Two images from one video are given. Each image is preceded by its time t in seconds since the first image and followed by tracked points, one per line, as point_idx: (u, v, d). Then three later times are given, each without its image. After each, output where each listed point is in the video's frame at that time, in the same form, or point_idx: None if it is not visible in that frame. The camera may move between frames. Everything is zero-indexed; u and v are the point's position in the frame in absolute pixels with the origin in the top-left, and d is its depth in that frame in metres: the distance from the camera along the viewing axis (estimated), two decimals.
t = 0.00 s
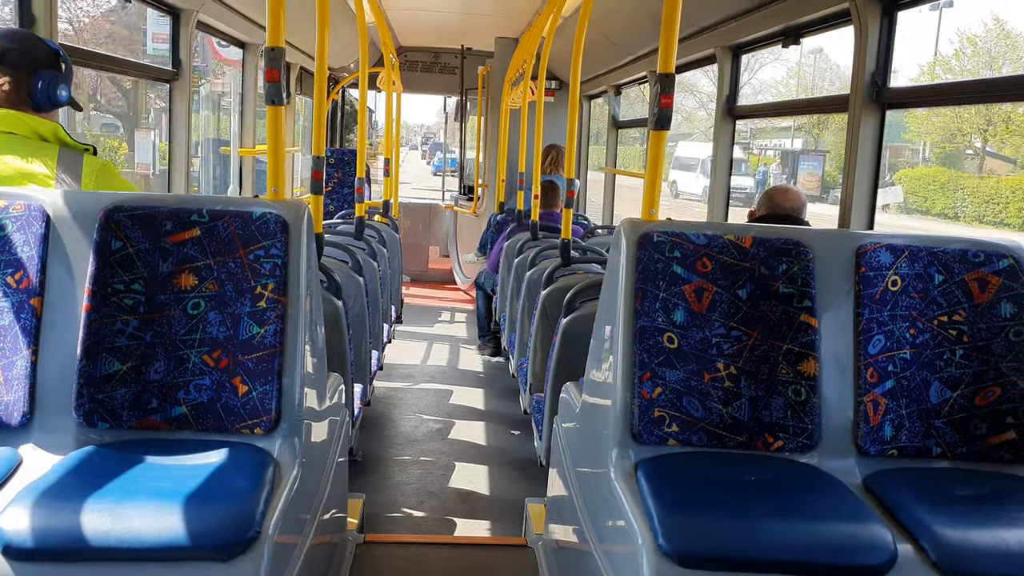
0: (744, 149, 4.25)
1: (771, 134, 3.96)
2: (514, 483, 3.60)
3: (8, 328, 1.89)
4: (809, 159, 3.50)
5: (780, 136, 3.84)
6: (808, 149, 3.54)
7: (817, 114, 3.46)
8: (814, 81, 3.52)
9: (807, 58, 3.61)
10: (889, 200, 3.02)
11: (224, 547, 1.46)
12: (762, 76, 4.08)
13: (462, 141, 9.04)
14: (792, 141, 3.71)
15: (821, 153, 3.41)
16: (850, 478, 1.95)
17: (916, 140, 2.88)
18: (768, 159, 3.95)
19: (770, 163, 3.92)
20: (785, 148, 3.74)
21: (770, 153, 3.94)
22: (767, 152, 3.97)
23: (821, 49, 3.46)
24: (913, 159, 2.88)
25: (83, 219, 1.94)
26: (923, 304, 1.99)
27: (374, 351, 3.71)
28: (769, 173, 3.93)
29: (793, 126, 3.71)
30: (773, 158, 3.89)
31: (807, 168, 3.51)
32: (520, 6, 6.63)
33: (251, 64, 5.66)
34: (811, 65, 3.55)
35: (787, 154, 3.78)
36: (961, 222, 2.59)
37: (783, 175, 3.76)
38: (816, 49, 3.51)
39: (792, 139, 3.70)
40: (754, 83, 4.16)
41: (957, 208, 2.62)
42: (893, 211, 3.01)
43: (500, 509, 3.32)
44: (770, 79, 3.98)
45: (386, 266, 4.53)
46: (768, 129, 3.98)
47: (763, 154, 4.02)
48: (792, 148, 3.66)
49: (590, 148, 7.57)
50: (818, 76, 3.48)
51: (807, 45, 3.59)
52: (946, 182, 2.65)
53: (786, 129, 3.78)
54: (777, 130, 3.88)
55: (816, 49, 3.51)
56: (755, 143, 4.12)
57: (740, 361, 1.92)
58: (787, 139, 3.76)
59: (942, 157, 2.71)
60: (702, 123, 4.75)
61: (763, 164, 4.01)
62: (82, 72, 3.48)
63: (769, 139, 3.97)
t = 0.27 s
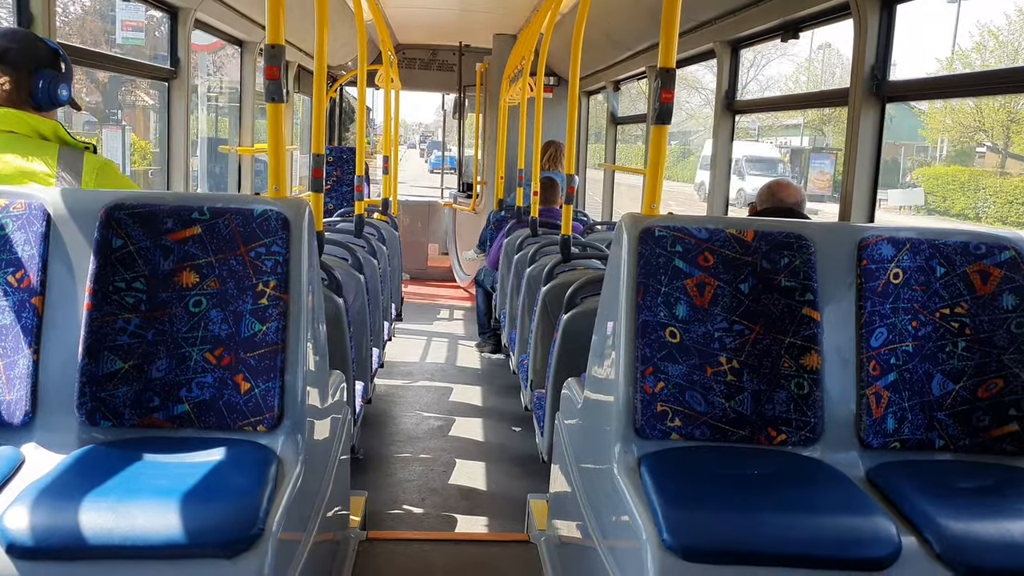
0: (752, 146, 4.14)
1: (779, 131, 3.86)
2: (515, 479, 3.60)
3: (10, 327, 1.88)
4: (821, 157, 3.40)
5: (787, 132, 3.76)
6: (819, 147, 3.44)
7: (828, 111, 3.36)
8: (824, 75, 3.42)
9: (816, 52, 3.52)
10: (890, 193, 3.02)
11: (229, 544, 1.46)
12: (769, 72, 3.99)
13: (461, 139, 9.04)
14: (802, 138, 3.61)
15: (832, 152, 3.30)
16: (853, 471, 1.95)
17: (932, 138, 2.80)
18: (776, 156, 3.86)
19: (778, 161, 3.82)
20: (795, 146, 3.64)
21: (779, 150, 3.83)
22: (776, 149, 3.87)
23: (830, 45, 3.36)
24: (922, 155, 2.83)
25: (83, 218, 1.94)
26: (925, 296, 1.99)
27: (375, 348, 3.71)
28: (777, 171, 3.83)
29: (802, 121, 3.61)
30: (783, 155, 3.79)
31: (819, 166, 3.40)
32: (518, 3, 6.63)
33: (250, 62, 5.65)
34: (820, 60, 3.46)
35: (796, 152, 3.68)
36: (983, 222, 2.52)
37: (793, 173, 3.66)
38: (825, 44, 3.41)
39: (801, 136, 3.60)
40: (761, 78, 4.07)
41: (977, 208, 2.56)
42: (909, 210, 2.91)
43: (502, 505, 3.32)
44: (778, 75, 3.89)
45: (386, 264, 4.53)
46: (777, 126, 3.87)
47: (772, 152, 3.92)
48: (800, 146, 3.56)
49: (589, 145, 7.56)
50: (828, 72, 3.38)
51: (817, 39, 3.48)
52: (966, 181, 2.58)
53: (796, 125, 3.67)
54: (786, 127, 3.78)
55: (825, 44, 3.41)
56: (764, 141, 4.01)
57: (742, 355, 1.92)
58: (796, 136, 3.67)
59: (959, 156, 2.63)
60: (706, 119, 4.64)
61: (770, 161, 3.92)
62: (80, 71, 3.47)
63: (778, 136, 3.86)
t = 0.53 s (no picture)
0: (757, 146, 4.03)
1: (786, 131, 3.76)
2: (513, 481, 3.60)
3: (7, 333, 1.88)
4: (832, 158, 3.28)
5: (794, 132, 3.67)
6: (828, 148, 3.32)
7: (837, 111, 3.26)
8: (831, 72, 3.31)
9: (822, 49, 3.41)
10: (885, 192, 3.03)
11: (227, 549, 1.46)
12: (775, 70, 3.89)
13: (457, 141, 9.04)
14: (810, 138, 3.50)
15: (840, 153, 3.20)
16: (851, 472, 1.95)
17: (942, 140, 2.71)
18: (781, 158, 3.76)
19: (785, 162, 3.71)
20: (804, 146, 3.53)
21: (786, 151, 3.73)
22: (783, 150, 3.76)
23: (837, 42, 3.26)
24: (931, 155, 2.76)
25: (80, 223, 1.94)
26: (922, 297, 1.99)
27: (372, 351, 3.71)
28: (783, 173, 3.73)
29: (810, 121, 3.51)
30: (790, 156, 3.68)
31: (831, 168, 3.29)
32: (513, 5, 6.64)
33: (245, 66, 5.65)
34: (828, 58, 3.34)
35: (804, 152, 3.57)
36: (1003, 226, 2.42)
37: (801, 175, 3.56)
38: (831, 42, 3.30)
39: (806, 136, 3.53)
40: (767, 77, 3.96)
41: (998, 211, 2.45)
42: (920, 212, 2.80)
43: (500, 508, 3.32)
44: (784, 73, 3.79)
45: (383, 267, 4.53)
46: (784, 127, 3.77)
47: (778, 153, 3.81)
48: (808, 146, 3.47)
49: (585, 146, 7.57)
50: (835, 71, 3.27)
51: (824, 35, 3.37)
52: (986, 183, 2.47)
53: (803, 125, 3.57)
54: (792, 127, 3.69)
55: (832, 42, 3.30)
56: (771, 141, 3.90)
57: (739, 357, 1.93)
58: (802, 137, 3.57)
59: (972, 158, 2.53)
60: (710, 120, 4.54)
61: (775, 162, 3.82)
62: (76, 76, 3.47)
63: (786, 136, 3.75)
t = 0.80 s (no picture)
0: (763, 146, 3.89)
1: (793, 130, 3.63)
2: (509, 482, 3.60)
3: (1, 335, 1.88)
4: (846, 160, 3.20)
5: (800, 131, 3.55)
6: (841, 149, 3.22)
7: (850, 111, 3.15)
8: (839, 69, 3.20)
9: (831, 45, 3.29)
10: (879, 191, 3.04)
11: (221, 551, 1.46)
12: (782, 68, 3.78)
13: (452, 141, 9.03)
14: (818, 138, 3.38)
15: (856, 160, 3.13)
16: (845, 472, 1.96)
17: (956, 139, 2.62)
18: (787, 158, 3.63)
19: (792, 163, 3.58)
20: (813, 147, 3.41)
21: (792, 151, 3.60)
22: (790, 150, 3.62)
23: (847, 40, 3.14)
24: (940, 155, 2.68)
25: (74, 225, 1.93)
26: (915, 297, 2.00)
27: (368, 352, 3.71)
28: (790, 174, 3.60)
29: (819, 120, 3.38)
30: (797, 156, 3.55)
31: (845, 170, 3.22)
32: (508, 5, 6.64)
33: (240, 66, 5.65)
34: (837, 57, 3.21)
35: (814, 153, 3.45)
36: None
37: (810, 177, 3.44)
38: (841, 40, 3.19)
39: (802, 136, 3.52)
40: (773, 75, 3.85)
41: (1021, 212, 2.33)
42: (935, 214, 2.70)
43: (495, 508, 3.32)
44: (791, 71, 3.67)
45: (378, 268, 4.53)
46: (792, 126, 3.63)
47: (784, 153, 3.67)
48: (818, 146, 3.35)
49: (580, 146, 7.57)
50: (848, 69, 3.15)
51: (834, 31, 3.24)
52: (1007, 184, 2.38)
53: (811, 125, 3.45)
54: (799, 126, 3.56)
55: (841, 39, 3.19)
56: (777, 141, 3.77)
57: (733, 357, 1.93)
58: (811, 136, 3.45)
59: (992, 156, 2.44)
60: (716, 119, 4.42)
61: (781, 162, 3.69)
62: (70, 77, 3.46)
63: (793, 134, 3.61)
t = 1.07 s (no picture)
0: (773, 144, 3.76)
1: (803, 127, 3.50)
2: (508, 479, 3.60)
3: None
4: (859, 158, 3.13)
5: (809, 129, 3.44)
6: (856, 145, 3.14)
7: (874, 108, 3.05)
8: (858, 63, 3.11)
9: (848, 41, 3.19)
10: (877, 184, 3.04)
11: (221, 549, 1.45)
12: (784, 66, 3.73)
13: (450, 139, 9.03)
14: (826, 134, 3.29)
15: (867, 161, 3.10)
16: (844, 467, 1.96)
17: (972, 133, 2.54)
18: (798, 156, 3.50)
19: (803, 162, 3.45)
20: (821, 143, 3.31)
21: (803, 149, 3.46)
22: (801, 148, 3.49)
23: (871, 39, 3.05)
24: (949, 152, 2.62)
25: (72, 223, 1.93)
26: (914, 292, 2.00)
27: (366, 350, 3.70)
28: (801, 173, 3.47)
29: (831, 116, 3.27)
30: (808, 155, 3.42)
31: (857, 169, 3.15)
32: (505, 3, 6.63)
33: (237, 65, 5.64)
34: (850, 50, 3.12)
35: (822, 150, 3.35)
36: None
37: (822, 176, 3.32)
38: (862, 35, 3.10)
39: (800, 132, 3.52)
40: (780, 72, 3.77)
41: None
42: (959, 215, 2.59)
43: (495, 506, 3.32)
44: (799, 67, 3.57)
45: (377, 266, 4.53)
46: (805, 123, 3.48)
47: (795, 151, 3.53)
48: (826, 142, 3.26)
49: (578, 143, 7.57)
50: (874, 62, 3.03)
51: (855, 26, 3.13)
52: None
53: (820, 121, 3.34)
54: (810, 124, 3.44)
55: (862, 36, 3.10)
56: (786, 138, 3.64)
57: (733, 353, 1.93)
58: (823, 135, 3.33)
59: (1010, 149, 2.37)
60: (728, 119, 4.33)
61: (791, 161, 3.57)
62: (67, 76, 3.46)
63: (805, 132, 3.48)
